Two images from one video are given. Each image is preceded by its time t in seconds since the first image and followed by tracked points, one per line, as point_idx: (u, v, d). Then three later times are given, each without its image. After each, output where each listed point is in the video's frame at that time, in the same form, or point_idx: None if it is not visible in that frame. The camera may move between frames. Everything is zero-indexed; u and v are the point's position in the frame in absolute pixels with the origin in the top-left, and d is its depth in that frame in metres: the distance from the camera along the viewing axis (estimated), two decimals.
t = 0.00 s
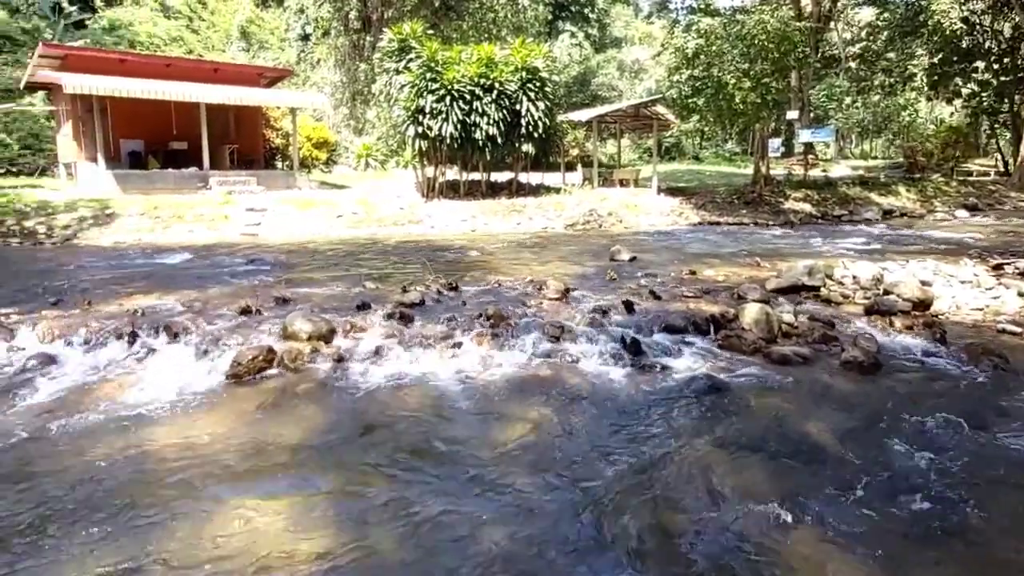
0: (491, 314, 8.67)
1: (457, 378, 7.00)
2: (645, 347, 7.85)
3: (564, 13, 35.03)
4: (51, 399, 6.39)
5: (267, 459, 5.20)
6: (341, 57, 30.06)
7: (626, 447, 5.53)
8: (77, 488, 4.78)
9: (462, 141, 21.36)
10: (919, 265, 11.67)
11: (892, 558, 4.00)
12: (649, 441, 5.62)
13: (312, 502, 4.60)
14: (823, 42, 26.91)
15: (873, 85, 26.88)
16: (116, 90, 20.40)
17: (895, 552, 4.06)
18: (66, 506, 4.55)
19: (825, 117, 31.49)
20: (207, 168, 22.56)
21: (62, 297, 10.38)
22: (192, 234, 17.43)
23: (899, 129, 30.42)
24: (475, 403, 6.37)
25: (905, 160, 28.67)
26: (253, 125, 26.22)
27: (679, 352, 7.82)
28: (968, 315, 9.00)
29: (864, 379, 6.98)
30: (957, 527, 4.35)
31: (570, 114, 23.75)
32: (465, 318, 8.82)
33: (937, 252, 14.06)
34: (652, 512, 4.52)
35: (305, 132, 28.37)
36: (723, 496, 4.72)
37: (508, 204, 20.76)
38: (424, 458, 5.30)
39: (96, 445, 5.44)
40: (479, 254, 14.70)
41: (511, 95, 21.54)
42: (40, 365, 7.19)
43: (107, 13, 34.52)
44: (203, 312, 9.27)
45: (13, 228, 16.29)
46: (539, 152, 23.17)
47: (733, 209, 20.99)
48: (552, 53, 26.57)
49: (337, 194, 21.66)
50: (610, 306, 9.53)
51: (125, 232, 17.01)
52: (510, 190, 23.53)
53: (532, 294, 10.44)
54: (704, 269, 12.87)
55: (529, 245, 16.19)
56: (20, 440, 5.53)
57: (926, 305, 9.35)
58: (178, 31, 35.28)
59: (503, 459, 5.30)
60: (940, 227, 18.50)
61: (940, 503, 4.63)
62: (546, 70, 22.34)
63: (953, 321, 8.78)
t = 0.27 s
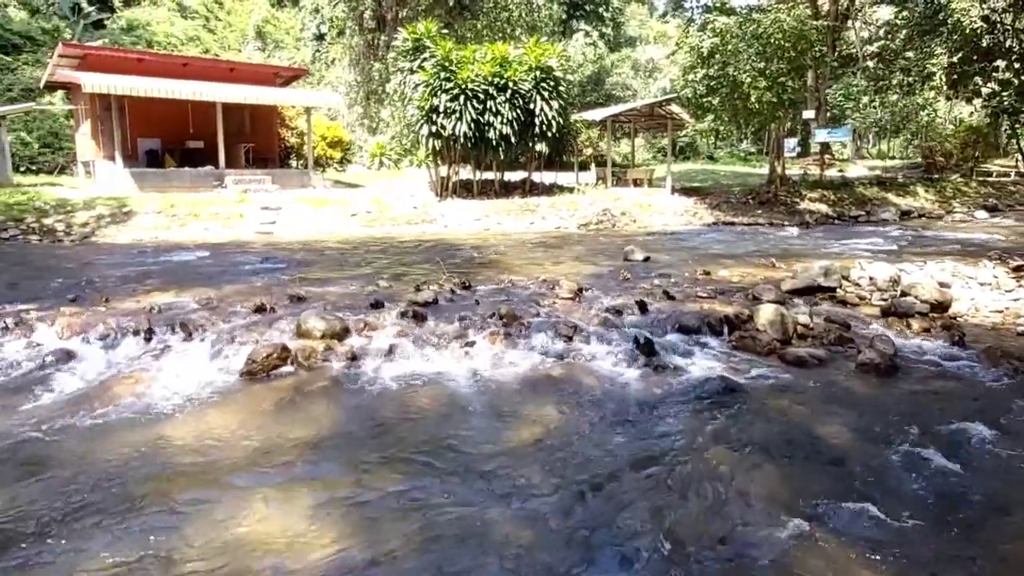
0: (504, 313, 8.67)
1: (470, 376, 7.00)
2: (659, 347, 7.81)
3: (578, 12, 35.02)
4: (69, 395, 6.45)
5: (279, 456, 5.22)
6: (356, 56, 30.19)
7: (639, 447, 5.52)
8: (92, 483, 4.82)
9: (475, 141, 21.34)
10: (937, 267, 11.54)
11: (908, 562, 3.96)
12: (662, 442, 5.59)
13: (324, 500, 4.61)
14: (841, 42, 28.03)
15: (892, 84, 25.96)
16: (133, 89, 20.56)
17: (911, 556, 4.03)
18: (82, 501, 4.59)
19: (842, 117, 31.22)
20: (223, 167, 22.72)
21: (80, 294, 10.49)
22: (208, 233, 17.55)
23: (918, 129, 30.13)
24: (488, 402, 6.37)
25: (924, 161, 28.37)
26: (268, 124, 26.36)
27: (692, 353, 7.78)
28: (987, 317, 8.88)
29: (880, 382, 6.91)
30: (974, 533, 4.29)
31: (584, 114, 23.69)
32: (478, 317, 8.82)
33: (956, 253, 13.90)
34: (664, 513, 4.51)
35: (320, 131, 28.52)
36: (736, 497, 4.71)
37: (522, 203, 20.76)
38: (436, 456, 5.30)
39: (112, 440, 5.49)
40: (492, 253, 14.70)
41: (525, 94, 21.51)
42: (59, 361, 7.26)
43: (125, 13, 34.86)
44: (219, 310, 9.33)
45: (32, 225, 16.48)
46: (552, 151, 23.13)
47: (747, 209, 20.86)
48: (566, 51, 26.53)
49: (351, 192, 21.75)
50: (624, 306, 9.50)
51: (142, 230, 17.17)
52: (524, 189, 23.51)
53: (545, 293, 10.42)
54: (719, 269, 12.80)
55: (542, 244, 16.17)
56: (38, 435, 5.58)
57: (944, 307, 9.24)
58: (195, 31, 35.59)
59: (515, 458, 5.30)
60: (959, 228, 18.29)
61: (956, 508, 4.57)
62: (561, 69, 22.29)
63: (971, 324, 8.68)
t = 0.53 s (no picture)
0: (510, 311, 8.65)
1: (476, 375, 6.99)
2: (665, 346, 7.78)
3: (585, 9, 34.95)
4: (76, 392, 6.47)
5: (284, 453, 5.23)
6: (363, 54, 30.22)
7: (645, 445, 5.50)
8: (98, 478, 4.83)
9: (482, 138, 21.31)
10: (946, 266, 11.46)
11: (916, 563, 3.94)
12: (668, 441, 5.57)
13: (329, 497, 4.60)
14: (849, 40, 27.65)
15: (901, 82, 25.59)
16: (141, 86, 20.59)
17: (919, 556, 4.00)
18: (88, 497, 4.60)
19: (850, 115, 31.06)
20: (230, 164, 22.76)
21: (88, 291, 10.52)
22: (216, 230, 17.59)
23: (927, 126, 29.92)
24: (494, 400, 6.36)
25: (933, 159, 28.19)
26: (275, 121, 26.41)
27: (699, 352, 7.75)
28: (997, 317, 8.81)
29: (888, 381, 6.87)
30: (983, 534, 4.26)
31: (591, 111, 23.64)
32: (485, 315, 8.81)
33: (966, 252, 13.82)
34: (670, 512, 4.49)
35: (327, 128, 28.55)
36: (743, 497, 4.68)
37: (528, 201, 20.74)
38: (442, 454, 5.30)
39: (119, 436, 5.50)
40: (499, 251, 14.69)
41: (532, 92, 21.47)
42: (66, 357, 7.28)
43: (133, 11, 34.96)
44: (225, 307, 9.34)
45: (40, 222, 16.53)
46: (559, 148, 23.08)
47: (754, 208, 20.78)
48: (573, 49, 26.47)
49: (358, 190, 21.77)
50: (630, 304, 9.47)
51: (149, 227, 17.22)
52: (530, 187, 23.49)
53: (552, 292, 10.40)
54: (726, 267, 12.75)
55: (549, 242, 16.14)
56: (45, 432, 5.60)
57: (953, 307, 9.18)
58: (203, 28, 35.67)
59: (521, 456, 5.29)
60: (968, 227, 18.20)
61: (965, 509, 4.54)
62: (568, 67, 22.25)
63: (981, 323, 8.62)
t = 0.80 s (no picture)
0: (523, 310, 8.64)
1: (488, 373, 6.98)
2: (678, 346, 7.74)
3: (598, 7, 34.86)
4: (94, 387, 6.54)
5: (299, 450, 5.25)
6: (376, 52, 30.29)
7: (657, 446, 5.47)
8: (116, 474, 4.87)
9: (494, 137, 21.29)
10: (964, 266, 11.33)
11: (932, 565, 3.89)
12: (681, 441, 5.54)
13: (343, 495, 4.62)
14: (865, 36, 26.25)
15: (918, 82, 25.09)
16: (157, 85, 20.73)
17: (935, 559, 3.95)
18: (107, 491, 4.64)
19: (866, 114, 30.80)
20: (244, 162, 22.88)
21: (105, 288, 10.62)
22: (230, 228, 17.70)
23: (945, 124, 29.59)
24: (506, 399, 6.34)
25: (950, 158, 27.88)
26: (289, 120, 26.54)
27: (712, 352, 7.70)
28: (1016, 318, 8.69)
29: (904, 382, 6.80)
30: (1000, 537, 4.21)
31: (604, 110, 23.54)
32: (497, 314, 8.79)
33: (983, 253, 13.66)
34: (683, 512, 4.46)
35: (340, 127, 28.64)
36: (757, 497, 4.65)
37: (540, 200, 20.72)
38: (454, 452, 5.29)
39: (134, 433, 5.54)
40: (511, 250, 14.68)
41: (545, 91, 21.44)
42: (84, 353, 7.35)
43: (148, 11, 35.24)
44: (240, 305, 9.39)
45: (58, 220, 16.71)
46: (572, 147, 23.03)
47: (769, 207, 20.64)
48: (586, 48, 26.41)
49: (371, 188, 21.84)
50: (643, 303, 9.43)
51: (165, 225, 17.33)
52: (542, 186, 23.46)
53: (564, 291, 10.38)
54: (739, 267, 12.67)
55: (562, 241, 16.10)
56: (62, 428, 5.64)
57: (971, 307, 9.06)
58: (218, 28, 35.90)
59: (533, 455, 5.27)
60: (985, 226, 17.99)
61: (982, 512, 4.48)
62: (581, 65, 22.20)
63: (999, 324, 8.51)
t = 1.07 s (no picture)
0: (539, 310, 8.62)
1: (504, 373, 6.97)
2: (695, 346, 7.69)
3: (616, 6, 34.78)
4: (115, 384, 6.60)
5: (315, 449, 5.25)
6: (393, 52, 30.41)
7: (673, 446, 5.43)
8: (134, 471, 4.90)
9: (511, 136, 21.27)
10: (987, 267, 11.15)
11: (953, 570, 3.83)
12: (698, 442, 5.49)
13: (358, 493, 4.63)
14: (887, 34, 25.64)
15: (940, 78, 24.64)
16: (177, 86, 20.93)
17: (956, 564, 3.88)
18: (125, 489, 4.66)
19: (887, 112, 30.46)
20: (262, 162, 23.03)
21: (126, 286, 10.74)
22: (248, 227, 17.83)
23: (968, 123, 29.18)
24: (522, 399, 6.33)
25: (974, 157, 27.47)
26: (306, 120, 26.70)
27: (730, 352, 7.64)
28: None
29: (926, 385, 6.70)
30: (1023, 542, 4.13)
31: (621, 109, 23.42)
32: (513, 313, 8.78)
33: (1007, 253, 13.43)
34: (699, 514, 4.42)
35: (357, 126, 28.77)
36: (774, 500, 4.60)
37: (556, 199, 20.68)
38: (468, 452, 5.29)
39: (153, 429, 5.59)
40: (527, 249, 14.66)
41: (561, 90, 21.40)
42: (105, 351, 7.43)
43: (169, 12, 35.64)
44: (258, 303, 9.45)
45: (81, 218, 16.92)
46: (589, 146, 22.97)
47: (788, 206, 20.46)
48: (603, 46, 26.36)
49: (387, 188, 21.91)
50: (659, 303, 9.38)
51: (184, 224, 17.49)
52: (559, 185, 23.42)
53: (580, 290, 10.34)
54: (757, 267, 12.57)
55: (578, 241, 16.06)
56: (82, 424, 5.70)
57: (995, 309, 8.90)
58: (237, 28, 36.20)
59: (548, 455, 5.25)
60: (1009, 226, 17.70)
61: (1005, 517, 4.40)
62: (597, 64, 22.15)
63: None
